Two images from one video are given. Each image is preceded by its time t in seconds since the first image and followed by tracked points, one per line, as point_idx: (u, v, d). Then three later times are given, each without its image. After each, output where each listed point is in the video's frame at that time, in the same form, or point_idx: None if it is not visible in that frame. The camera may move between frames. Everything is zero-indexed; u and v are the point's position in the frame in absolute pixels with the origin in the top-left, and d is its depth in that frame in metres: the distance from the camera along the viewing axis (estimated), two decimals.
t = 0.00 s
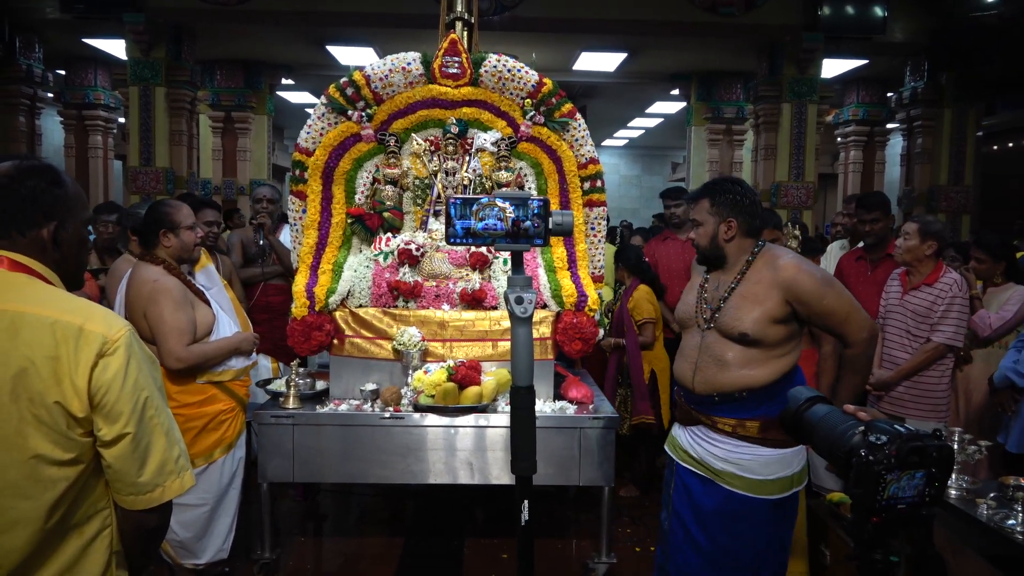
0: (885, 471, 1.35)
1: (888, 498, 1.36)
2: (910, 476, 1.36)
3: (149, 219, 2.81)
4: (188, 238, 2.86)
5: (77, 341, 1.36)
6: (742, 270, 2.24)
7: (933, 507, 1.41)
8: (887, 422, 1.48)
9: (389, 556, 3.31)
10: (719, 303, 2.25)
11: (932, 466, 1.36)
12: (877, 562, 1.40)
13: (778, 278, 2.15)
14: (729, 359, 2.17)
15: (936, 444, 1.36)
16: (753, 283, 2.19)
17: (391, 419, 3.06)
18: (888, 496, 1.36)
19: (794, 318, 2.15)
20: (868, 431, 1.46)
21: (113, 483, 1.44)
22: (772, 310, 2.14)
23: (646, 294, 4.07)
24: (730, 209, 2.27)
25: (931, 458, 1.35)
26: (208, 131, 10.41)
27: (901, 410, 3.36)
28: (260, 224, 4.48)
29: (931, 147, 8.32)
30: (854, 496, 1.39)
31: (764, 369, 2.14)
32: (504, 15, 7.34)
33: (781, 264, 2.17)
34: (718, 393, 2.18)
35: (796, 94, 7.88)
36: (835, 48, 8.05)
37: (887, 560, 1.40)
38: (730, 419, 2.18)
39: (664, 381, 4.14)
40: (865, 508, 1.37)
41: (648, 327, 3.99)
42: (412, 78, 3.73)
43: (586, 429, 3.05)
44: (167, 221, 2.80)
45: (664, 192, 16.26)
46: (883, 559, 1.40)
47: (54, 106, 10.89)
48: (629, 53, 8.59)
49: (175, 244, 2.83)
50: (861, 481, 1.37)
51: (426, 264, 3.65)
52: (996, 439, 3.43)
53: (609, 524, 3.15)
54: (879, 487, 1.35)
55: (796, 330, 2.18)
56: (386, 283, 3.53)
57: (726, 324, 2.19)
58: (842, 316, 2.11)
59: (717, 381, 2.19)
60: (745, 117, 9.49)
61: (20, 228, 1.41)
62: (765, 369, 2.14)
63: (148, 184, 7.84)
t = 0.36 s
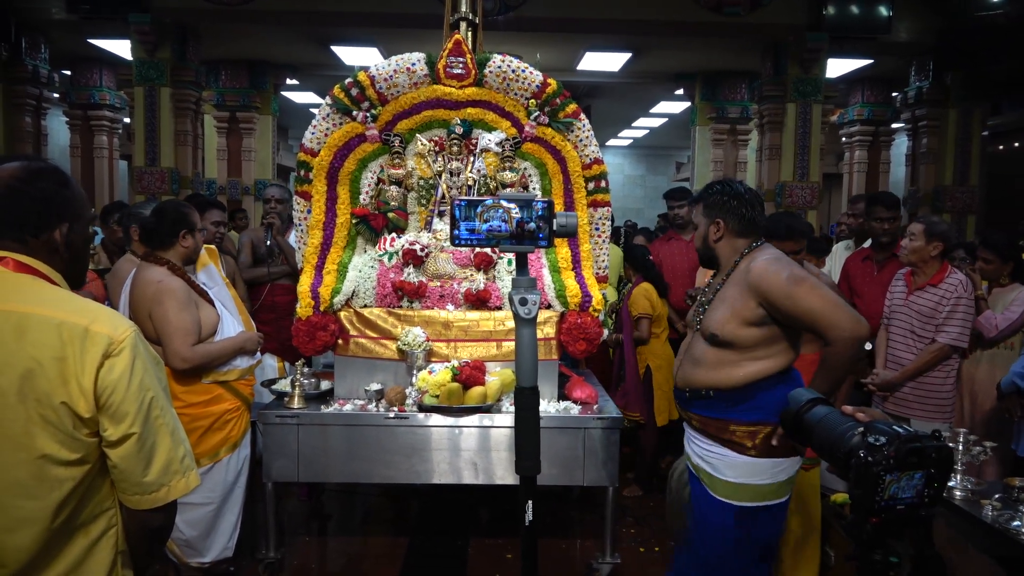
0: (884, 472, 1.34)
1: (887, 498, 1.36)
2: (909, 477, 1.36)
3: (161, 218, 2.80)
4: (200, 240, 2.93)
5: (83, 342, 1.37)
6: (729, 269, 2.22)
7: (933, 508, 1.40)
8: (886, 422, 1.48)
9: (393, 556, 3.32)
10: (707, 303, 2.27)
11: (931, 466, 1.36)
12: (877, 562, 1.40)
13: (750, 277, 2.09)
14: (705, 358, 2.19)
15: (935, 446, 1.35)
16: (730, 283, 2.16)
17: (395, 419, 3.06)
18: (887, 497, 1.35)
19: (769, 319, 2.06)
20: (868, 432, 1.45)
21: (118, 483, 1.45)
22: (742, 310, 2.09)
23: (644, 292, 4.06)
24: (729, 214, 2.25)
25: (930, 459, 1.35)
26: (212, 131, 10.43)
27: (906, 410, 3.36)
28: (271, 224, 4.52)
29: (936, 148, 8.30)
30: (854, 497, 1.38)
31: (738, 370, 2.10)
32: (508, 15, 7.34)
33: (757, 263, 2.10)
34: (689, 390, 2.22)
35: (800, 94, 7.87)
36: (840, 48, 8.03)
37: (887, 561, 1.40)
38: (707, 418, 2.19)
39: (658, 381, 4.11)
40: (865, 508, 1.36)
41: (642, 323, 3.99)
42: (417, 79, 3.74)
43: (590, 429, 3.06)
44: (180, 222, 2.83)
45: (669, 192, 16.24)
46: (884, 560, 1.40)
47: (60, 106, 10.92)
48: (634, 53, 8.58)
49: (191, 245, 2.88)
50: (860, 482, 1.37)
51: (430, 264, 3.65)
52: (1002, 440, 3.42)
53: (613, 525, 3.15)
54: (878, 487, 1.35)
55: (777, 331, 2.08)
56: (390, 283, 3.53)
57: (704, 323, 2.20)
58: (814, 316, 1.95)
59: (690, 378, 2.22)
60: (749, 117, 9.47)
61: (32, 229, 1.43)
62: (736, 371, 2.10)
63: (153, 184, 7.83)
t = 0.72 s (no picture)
0: (882, 472, 1.33)
1: (885, 497, 1.35)
2: (908, 477, 1.35)
3: (168, 218, 2.80)
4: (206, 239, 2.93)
5: (89, 339, 1.37)
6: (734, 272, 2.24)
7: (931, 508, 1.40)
8: (885, 422, 1.46)
9: (396, 555, 3.32)
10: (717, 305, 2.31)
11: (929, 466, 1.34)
12: (875, 562, 1.40)
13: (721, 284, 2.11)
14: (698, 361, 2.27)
15: (933, 445, 1.34)
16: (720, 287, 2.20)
17: (399, 419, 3.06)
18: (886, 497, 1.35)
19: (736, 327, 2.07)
20: (865, 432, 1.44)
21: (124, 480, 1.45)
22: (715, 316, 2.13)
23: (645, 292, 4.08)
24: (743, 219, 2.21)
25: (928, 459, 1.34)
26: (217, 131, 10.45)
27: (910, 412, 3.35)
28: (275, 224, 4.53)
29: (942, 149, 8.29)
30: (852, 497, 1.37)
31: (715, 375, 2.15)
32: (513, 16, 7.35)
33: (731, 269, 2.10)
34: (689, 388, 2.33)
35: (805, 95, 7.86)
36: (845, 49, 8.01)
37: (885, 561, 1.39)
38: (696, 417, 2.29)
39: (653, 379, 4.16)
40: (863, 508, 1.35)
41: (641, 322, 4.05)
42: (421, 79, 3.74)
43: (592, 430, 3.05)
44: (188, 222, 2.83)
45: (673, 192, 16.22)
46: (881, 559, 1.39)
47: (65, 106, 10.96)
48: (638, 54, 8.57)
49: (198, 244, 2.88)
50: (858, 482, 1.36)
51: (435, 264, 3.65)
52: (1008, 442, 3.41)
53: (617, 525, 3.14)
54: (876, 487, 1.33)
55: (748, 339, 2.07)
56: (395, 283, 3.54)
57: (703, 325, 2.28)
58: (746, 330, 1.91)
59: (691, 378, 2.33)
60: (754, 118, 9.46)
61: (45, 228, 1.44)
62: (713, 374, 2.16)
63: (158, 184, 7.82)
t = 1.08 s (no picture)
0: (877, 472, 1.31)
1: (880, 497, 1.33)
2: (903, 477, 1.33)
3: (181, 218, 2.82)
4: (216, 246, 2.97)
5: (93, 337, 1.37)
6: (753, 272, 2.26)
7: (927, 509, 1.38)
8: (879, 422, 1.45)
9: (397, 555, 3.32)
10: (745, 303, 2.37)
11: (924, 466, 1.32)
12: (869, 563, 1.36)
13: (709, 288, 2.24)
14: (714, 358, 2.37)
15: (927, 445, 1.32)
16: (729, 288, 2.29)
17: (400, 418, 3.07)
18: (881, 496, 1.33)
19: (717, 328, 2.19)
20: (861, 432, 1.43)
21: (127, 479, 1.45)
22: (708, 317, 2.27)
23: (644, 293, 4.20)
24: (755, 224, 2.20)
25: (923, 459, 1.32)
26: (220, 130, 10.46)
27: (912, 414, 3.35)
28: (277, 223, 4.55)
29: (944, 151, 8.27)
30: (846, 496, 1.36)
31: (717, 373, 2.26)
32: (516, 16, 7.35)
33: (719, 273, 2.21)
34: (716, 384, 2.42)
35: (808, 96, 7.85)
36: (849, 50, 8.00)
37: (880, 562, 1.36)
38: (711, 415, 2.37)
39: (640, 380, 4.29)
40: (857, 508, 1.34)
41: (630, 324, 4.19)
42: (424, 79, 3.75)
43: (595, 431, 3.05)
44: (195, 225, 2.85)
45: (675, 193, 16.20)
46: (877, 560, 1.36)
47: (69, 105, 10.98)
48: (641, 55, 8.57)
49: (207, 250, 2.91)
50: (853, 482, 1.34)
51: (436, 264, 3.65)
52: (1010, 444, 3.40)
53: (617, 526, 3.14)
54: (871, 487, 1.32)
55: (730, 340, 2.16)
56: (396, 283, 3.54)
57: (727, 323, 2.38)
58: (689, 341, 2.09)
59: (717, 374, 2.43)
60: (757, 119, 9.45)
61: (52, 227, 1.44)
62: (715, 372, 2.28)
63: (161, 182, 7.88)
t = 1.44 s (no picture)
0: (877, 472, 1.31)
1: (880, 498, 1.32)
2: (904, 477, 1.32)
3: (181, 217, 2.81)
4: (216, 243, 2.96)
5: (95, 335, 1.37)
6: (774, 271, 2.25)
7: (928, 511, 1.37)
8: (880, 422, 1.44)
9: (397, 554, 3.32)
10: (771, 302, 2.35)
11: (925, 467, 1.32)
12: (871, 563, 1.36)
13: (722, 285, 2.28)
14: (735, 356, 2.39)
15: (929, 445, 1.32)
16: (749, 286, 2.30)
17: (401, 418, 3.06)
18: (882, 497, 1.32)
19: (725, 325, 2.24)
20: (862, 432, 1.42)
21: (128, 478, 1.45)
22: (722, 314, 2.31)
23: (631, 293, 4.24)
24: (778, 222, 2.19)
25: (923, 459, 1.31)
26: (222, 129, 10.46)
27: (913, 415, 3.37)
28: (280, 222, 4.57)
29: (947, 152, 8.25)
30: (846, 496, 1.35)
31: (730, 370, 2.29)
32: (519, 16, 7.35)
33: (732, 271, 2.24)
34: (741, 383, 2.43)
35: (811, 97, 7.84)
36: (851, 51, 7.99)
37: (881, 561, 1.36)
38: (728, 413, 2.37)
39: (630, 380, 4.33)
40: (858, 508, 1.34)
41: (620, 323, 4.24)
42: (426, 78, 3.75)
43: (596, 430, 3.05)
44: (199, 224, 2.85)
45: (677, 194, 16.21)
46: (877, 561, 1.36)
47: (71, 103, 10.99)
48: (644, 55, 8.56)
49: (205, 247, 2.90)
50: (853, 482, 1.33)
51: (438, 263, 3.66)
52: (1012, 446, 3.39)
53: (618, 527, 3.13)
54: (872, 487, 1.31)
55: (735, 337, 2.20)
56: (398, 282, 3.55)
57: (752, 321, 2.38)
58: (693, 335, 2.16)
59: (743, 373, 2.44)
60: (759, 120, 9.44)
61: (55, 224, 1.44)
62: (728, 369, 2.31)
63: (163, 182, 7.84)
